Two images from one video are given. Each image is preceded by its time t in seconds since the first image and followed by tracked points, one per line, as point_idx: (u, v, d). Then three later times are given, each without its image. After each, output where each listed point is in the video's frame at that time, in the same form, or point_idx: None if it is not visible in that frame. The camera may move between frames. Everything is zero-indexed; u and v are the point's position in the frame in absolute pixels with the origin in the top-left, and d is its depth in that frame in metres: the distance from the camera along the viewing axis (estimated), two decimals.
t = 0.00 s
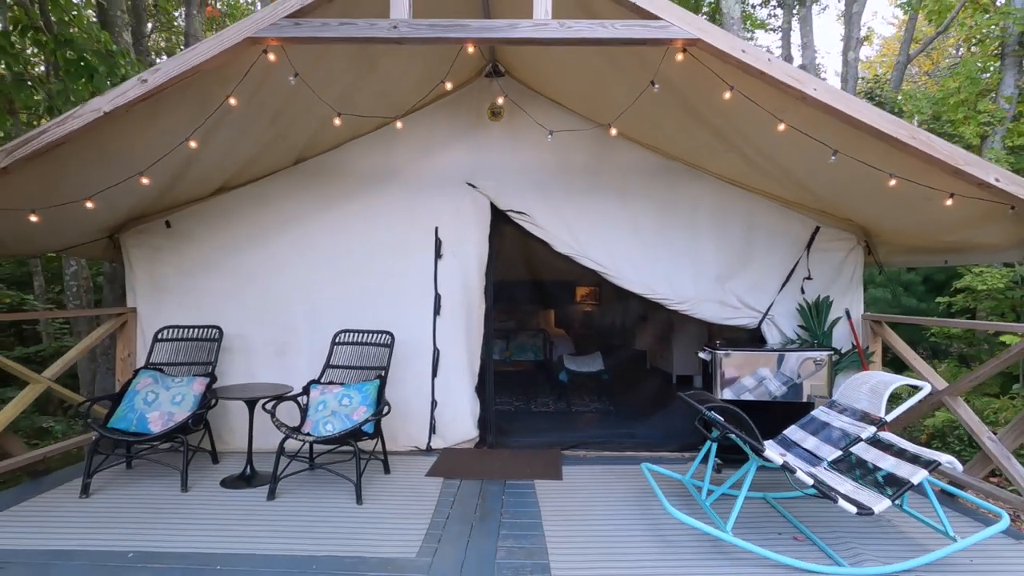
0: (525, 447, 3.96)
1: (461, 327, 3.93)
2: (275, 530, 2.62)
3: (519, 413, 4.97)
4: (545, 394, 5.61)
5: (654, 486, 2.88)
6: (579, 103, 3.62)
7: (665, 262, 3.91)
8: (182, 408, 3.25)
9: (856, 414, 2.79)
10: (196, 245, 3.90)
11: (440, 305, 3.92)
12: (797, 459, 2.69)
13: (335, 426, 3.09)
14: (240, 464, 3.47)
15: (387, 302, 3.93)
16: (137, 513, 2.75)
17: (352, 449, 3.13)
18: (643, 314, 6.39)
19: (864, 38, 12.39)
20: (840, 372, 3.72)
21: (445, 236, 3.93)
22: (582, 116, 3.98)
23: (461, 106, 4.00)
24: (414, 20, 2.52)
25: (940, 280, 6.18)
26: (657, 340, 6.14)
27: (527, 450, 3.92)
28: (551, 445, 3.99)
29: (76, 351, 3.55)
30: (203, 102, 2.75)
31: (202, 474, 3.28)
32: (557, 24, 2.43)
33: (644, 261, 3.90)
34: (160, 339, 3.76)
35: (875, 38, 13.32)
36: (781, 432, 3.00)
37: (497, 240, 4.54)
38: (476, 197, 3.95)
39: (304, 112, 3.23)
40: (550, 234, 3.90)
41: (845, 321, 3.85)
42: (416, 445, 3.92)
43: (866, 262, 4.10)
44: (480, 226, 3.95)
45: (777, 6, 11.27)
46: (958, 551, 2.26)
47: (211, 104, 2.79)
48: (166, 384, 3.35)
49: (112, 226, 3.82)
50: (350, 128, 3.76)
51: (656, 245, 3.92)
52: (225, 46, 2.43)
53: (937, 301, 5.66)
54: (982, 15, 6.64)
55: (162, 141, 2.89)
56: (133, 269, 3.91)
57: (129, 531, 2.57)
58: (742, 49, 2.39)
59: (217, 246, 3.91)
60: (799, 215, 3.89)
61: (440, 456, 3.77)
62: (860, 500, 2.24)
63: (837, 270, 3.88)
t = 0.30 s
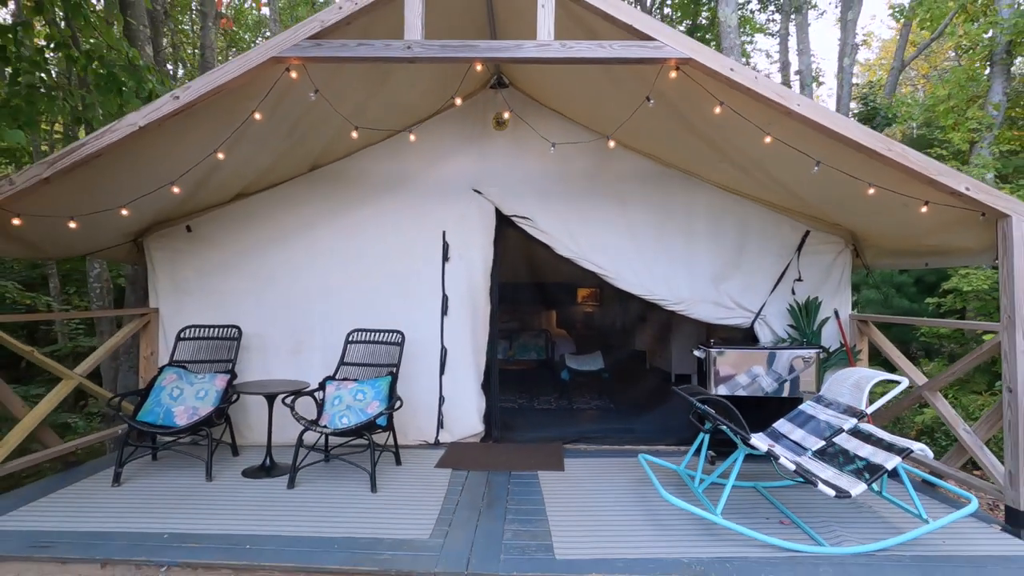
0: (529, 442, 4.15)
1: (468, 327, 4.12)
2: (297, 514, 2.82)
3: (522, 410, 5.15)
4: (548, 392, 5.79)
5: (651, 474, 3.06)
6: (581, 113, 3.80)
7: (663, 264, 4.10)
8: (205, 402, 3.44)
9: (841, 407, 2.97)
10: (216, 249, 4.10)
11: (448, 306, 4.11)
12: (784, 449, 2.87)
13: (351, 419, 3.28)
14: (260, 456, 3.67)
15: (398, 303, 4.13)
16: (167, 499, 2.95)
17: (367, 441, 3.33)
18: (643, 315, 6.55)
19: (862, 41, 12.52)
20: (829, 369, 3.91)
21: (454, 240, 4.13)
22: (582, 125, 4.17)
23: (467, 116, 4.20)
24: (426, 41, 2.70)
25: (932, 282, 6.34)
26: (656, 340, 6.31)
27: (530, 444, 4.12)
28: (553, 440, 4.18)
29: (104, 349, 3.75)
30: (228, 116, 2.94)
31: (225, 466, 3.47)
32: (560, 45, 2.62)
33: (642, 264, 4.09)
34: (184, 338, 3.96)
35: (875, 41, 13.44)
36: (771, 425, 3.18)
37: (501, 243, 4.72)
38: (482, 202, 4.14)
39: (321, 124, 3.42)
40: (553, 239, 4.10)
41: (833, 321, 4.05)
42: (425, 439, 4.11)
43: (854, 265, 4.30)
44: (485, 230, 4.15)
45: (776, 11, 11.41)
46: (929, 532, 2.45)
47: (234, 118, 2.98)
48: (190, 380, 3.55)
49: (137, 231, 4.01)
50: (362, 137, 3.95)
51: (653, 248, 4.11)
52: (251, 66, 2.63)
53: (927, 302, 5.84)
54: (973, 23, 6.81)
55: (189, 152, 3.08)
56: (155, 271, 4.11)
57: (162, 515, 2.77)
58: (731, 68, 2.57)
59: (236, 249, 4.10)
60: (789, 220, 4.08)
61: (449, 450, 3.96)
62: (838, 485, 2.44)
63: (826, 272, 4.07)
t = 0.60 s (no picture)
0: (532, 436, 4.32)
1: (474, 326, 4.29)
2: (315, 501, 3.00)
3: (524, 407, 5.31)
4: (550, 389, 5.96)
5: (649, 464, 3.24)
6: (582, 122, 3.98)
7: (661, 265, 4.27)
8: (226, 397, 3.61)
9: (828, 400, 3.15)
10: (232, 252, 4.28)
11: (455, 305, 4.29)
12: (774, 439, 3.05)
13: (364, 412, 3.45)
14: (276, 449, 3.85)
15: (407, 303, 4.31)
16: (193, 487, 3.14)
17: (379, 434, 3.51)
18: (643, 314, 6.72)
19: (859, 44, 12.66)
20: (819, 365, 4.10)
21: (460, 242, 4.30)
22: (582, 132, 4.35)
23: (473, 124, 4.38)
24: (437, 57, 2.88)
25: (924, 282, 6.51)
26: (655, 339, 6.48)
27: (534, 438, 4.30)
28: (555, 434, 4.36)
29: (127, 347, 3.93)
30: (249, 127, 3.12)
31: (243, 458, 3.65)
32: (562, 61, 2.79)
33: (640, 265, 4.27)
34: (202, 337, 4.15)
35: (872, 43, 13.57)
36: (763, 417, 3.35)
37: (505, 245, 4.89)
38: (487, 207, 4.32)
39: (335, 133, 3.60)
40: (555, 241, 4.27)
41: (823, 320, 4.23)
42: (432, 433, 4.29)
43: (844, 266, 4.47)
44: (490, 234, 4.32)
45: (774, 14, 11.55)
46: (907, 515, 2.63)
47: (255, 129, 3.16)
48: (210, 376, 3.73)
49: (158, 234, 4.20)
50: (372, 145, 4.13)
51: (651, 250, 4.28)
52: (273, 80, 2.80)
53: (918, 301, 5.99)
54: (964, 29, 6.97)
55: (211, 161, 3.26)
56: (175, 273, 4.30)
57: (189, 502, 2.95)
58: (723, 82, 2.74)
59: (252, 252, 4.29)
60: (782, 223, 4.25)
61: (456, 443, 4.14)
62: (823, 470, 2.63)
63: (817, 272, 4.25)
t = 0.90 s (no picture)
0: (535, 430, 4.51)
1: (479, 325, 4.47)
2: (331, 489, 3.18)
3: (527, 403, 5.50)
4: (551, 387, 6.15)
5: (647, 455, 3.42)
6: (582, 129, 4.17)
7: (658, 267, 4.46)
8: (244, 393, 3.79)
9: (816, 394, 3.32)
10: (247, 254, 4.47)
11: (460, 305, 4.47)
12: (763, 430, 3.24)
13: (375, 407, 3.64)
14: (291, 442, 4.04)
15: (415, 303, 4.49)
16: (215, 477, 3.32)
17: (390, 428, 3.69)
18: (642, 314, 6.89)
19: (856, 47, 12.79)
20: (810, 362, 4.28)
21: (466, 244, 4.48)
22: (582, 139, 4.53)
23: (477, 132, 4.56)
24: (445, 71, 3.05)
25: (915, 282, 6.68)
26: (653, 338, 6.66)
27: (537, 432, 4.48)
28: (557, 429, 4.54)
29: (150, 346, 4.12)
30: (267, 137, 3.30)
31: (261, 450, 3.84)
32: (563, 75, 2.97)
33: (638, 266, 4.45)
34: (220, 336, 4.34)
35: (869, 46, 13.70)
36: (754, 410, 3.54)
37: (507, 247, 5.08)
38: (491, 211, 4.50)
39: (347, 142, 3.78)
40: (556, 244, 4.46)
41: (814, 318, 4.43)
42: (439, 428, 4.47)
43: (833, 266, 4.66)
44: (494, 236, 4.51)
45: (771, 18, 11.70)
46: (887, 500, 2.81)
47: (273, 138, 3.34)
48: (229, 373, 3.91)
49: (176, 239, 4.38)
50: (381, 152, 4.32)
51: (649, 252, 4.47)
52: (291, 94, 2.98)
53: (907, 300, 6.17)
54: (955, 36, 7.13)
55: (230, 169, 3.44)
56: (193, 275, 4.49)
57: (212, 490, 3.13)
58: (714, 95, 2.92)
59: (265, 254, 4.47)
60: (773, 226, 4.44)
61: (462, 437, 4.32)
62: (807, 457, 2.82)
63: (808, 273, 4.43)
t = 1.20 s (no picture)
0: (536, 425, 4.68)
1: (482, 323, 4.65)
2: (343, 479, 3.36)
3: (528, 400, 5.67)
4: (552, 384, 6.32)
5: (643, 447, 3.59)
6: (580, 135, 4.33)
7: (654, 267, 4.63)
8: (257, 388, 3.96)
9: (803, 388, 3.50)
10: (258, 256, 4.65)
11: (464, 304, 4.64)
12: (753, 422, 3.41)
13: (384, 401, 3.82)
14: (302, 436, 4.21)
15: (420, 302, 4.67)
16: (232, 468, 3.50)
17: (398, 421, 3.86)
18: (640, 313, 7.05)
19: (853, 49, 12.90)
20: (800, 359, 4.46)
21: (469, 246, 4.65)
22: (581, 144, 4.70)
23: (479, 137, 4.73)
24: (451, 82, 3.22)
25: (907, 281, 6.83)
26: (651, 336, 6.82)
27: (538, 427, 4.65)
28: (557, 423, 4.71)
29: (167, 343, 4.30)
30: (281, 144, 3.46)
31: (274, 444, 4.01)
32: (562, 87, 3.14)
33: (635, 267, 4.63)
34: (233, 334, 4.51)
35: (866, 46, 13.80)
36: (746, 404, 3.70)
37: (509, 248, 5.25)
38: (493, 213, 4.68)
39: (355, 148, 3.95)
40: (556, 245, 4.64)
41: (804, 317, 4.60)
42: (444, 422, 4.64)
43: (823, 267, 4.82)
44: (496, 238, 4.68)
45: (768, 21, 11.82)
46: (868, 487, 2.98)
47: (286, 146, 3.51)
48: (243, 370, 4.09)
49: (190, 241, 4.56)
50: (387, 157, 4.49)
51: (645, 253, 4.64)
52: (304, 104, 3.14)
53: (898, 299, 6.34)
54: (947, 40, 7.26)
55: (245, 175, 3.61)
56: (206, 276, 4.66)
57: (231, 480, 3.31)
58: (705, 105, 3.08)
59: (276, 256, 4.65)
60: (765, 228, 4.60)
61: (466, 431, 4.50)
62: (792, 447, 2.99)
63: (799, 273, 4.60)
